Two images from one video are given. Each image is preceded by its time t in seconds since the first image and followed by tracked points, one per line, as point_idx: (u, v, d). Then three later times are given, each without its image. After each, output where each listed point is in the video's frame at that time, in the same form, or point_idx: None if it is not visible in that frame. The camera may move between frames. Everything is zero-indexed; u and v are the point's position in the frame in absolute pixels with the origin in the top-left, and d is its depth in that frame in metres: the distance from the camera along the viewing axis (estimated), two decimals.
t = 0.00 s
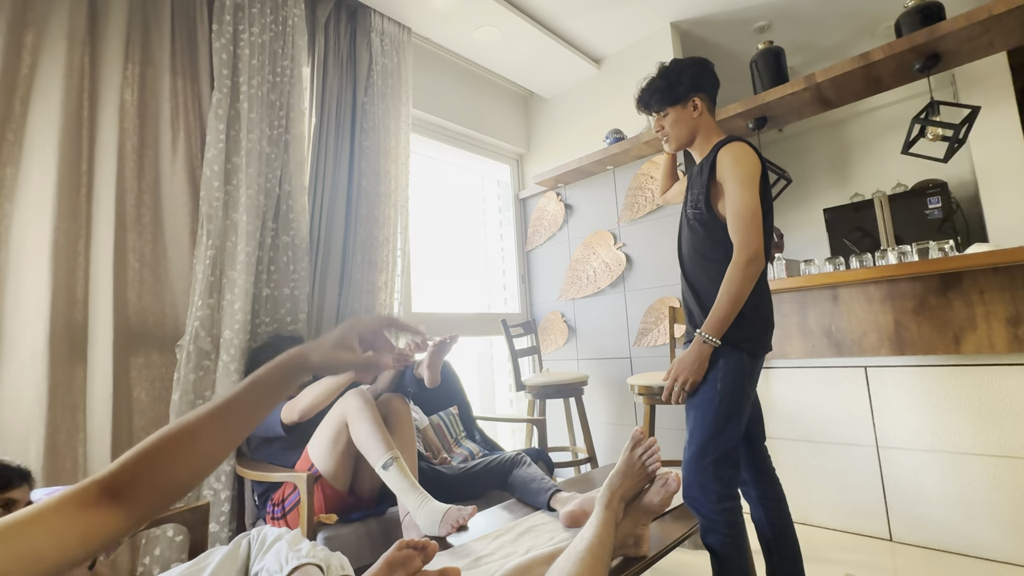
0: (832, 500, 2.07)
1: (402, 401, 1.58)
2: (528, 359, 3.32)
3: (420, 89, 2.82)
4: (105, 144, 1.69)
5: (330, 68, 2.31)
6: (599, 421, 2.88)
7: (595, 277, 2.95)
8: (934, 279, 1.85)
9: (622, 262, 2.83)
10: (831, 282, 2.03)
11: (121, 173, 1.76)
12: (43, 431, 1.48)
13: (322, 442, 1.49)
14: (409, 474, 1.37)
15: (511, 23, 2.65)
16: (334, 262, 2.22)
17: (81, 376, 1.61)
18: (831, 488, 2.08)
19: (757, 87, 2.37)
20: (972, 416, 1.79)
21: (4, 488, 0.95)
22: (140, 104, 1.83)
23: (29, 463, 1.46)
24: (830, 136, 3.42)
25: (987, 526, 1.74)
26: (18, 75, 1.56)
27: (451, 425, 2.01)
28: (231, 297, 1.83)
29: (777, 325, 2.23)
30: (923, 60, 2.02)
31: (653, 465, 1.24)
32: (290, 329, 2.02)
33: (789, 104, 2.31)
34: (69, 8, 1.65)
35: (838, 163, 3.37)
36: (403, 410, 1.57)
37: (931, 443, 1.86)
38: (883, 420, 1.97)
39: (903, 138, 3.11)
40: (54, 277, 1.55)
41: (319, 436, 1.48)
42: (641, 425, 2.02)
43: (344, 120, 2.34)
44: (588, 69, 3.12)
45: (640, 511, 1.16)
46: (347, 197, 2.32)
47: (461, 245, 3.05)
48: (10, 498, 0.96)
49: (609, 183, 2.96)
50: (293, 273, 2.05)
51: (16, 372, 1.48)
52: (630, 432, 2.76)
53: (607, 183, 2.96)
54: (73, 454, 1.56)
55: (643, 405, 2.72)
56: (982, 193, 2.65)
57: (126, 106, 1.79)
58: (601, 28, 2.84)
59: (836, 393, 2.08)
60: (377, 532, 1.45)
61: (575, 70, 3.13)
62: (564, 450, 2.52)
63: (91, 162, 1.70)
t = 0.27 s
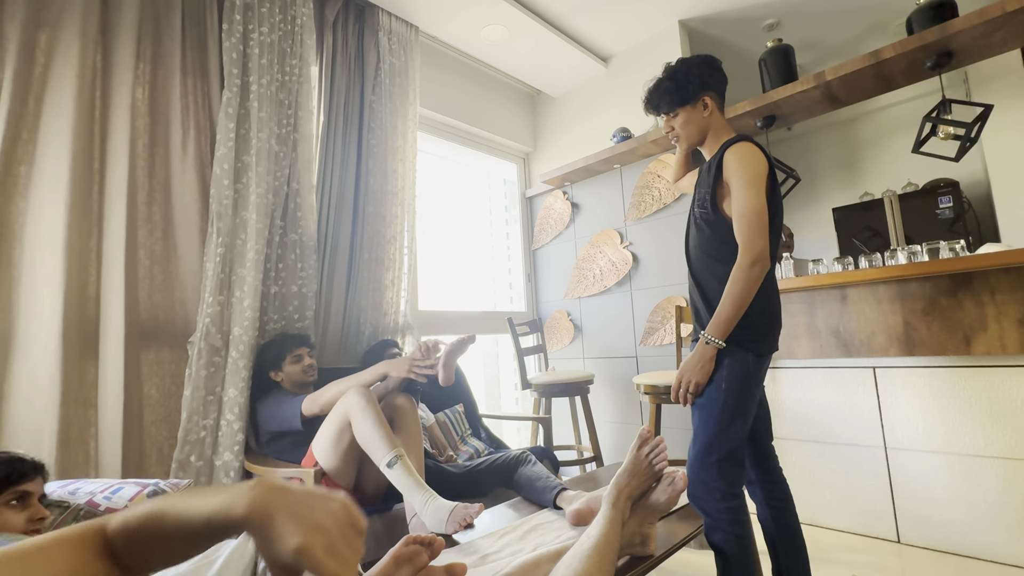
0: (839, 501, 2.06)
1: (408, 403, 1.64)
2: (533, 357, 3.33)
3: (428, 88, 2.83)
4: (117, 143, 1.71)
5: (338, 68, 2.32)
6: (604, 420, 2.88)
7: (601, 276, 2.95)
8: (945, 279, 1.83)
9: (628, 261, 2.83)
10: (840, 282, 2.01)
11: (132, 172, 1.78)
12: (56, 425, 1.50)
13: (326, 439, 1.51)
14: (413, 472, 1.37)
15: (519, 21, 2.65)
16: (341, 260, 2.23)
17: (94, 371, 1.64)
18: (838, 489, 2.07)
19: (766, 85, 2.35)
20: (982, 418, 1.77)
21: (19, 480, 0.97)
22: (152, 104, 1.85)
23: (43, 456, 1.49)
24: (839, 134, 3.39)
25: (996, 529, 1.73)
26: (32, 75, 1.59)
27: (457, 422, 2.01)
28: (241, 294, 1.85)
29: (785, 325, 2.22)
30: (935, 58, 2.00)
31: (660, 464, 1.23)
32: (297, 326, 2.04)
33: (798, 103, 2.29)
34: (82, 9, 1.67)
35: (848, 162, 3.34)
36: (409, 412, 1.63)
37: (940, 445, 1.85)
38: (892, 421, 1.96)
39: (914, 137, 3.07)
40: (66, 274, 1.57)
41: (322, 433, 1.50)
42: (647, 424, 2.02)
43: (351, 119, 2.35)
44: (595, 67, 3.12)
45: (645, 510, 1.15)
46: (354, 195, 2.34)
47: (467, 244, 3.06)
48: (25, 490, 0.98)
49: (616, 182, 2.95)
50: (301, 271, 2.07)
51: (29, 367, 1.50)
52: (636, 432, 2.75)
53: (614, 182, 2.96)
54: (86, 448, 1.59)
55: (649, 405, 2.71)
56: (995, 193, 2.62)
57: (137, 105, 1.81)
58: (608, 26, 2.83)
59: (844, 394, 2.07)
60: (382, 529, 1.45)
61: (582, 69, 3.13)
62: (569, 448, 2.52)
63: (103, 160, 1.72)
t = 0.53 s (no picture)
0: (845, 502, 2.05)
1: (413, 400, 1.65)
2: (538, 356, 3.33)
3: (434, 87, 2.83)
4: (127, 140, 1.73)
5: (345, 66, 2.33)
6: (609, 419, 2.88)
7: (606, 275, 2.95)
8: (954, 280, 1.82)
9: (634, 260, 2.82)
10: (847, 282, 2.00)
11: (141, 170, 1.79)
12: (66, 420, 1.52)
13: (333, 436, 1.51)
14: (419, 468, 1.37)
15: (525, 20, 2.65)
16: (347, 259, 2.24)
17: (103, 367, 1.65)
18: (844, 491, 2.06)
19: (773, 84, 2.34)
20: (991, 421, 1.76)
21: (30, 474, 0.98)
22: (161, 102, 1.86)
23: (53, 450, 1.51)
24: (847, 134, 3.37)
25: (1004, 532, 1.71)
26: (44, 73, 1.60)
27: (462, 421, 2.05)
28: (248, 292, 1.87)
29: (791, 325, 2.21)
30: (946, 57, 1.98)
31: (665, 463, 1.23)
32: (304, 323, 2.05)
33: (805, 102, 2.28)
34: (93, 8, 1.68)
35: (856, 162, 3.32)
36: (414, 409, 1.62)
37: (947, 447, 1.83)
38: (899, 423, 1.94)
39: (923, 137, 3.04)
40: (77, 270, 1.59)
41: (330, 430, 1.51)
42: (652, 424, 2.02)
43: (358, 117, 2.36)
44: (601, 66, 3.12)
45: (651, 509, 1.15)
46: (360, 195, 2.34)
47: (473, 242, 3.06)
48: (36, 483, 1.00)
49: (622, 181, 2.95)
50: (308, 268, 2.08)
51: (40, 363, 1.52)
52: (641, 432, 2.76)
53: (620, 181, 2.95)
54: (95, 443, 1.61)
55: (654, 405, 2.71)
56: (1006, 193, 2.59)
57: (146, 103, 1.83)
58: (615, 25, 2.83)
59: (851, 395, 2.06)
60: (386, 526, 1.46)
61: (588, 68, 3.12)
62: (573, 447, 2.52)
63: (113, 158, 1.74)
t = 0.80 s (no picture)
0: (849, 503, 2.04)
1: (416, 394, 1.64)
2: (542, 355, 3.33)
3: (440, 85, 2.83)
4: (135, 137, 1.74)
5: (351, 65, 2.33)
6: (613, 419, 2.87)
7: (610, 274, 2.94)
8: (962, 281, 1.80)
9: (638, 260, 2.82)
10: (854, 283, 1.99)
11: (148, 167, 1.81)
12: (74, 414, 1.53)
13: (339, 431, 1.54)
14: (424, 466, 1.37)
15: (531, 18, 2.65)
16: (352, 257, 2.25)
17: (110, 362, 1.67)
18: (848, 492, 2.05)
19: (780, 83, 2.33)
20: (998, 423, 1.75)
21: (39, 467, 0.99)
22: (168, 99, 1.88)
23: (62, 444, 1.52)
24: (854, 134, 3.35)
25: (1010, 535, 1.70)
26: (54, 70, 1.61)
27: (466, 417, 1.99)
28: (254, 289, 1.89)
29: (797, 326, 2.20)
30: (955, 56, 1.96)
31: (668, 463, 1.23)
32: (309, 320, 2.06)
33: (812, 101, 2.27)
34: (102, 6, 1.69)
35: (863, 162, 3.29)
36: (415, 403, 1.62)
37: (953, 449, 1.82)
38: (904, 424, 1.93)
39: (932, 136, 3.02)
40: (85, 266, 1.60)
41: (336, 426, 1.53)
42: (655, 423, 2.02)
43: (364, 115, 2.36)
44: (607, 65, 3.11)
45: (655, 508, 1.14)
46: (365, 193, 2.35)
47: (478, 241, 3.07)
48: (45, 476, 1.01)
49: (627, 181, 2.94)
50: (313, 266, 2.09)
51: (48, 358, 1.53)
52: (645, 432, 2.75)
53: (625, 180, 2.95)
54: (102, 438, 1.62)
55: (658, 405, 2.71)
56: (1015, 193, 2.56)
57: (154, 101, 1.84)
58: (621, 24, 2.82)
59: (856, 395, 2.05)
60: (391, 521, 1.46)
61: (594, 66, 3.12)
62: (577, 446, 2.52)
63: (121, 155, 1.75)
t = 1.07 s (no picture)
0: (850, 505, 2.04)
1: (418, 393, 1.66)
2: (543, 355, 3.34)
3: (442, 85, 2.84)
4: (138, 135, 1.74)
5: (354, 63, 2.34)
6: (614, 419, 2.87)
7: (611, 275, 2.94)
8: (964, 283, 1.80)
9: (640, 260, 2.82)
10: (856, 284, 1.98)
11: (151, 165, 1.81)
12: (76, 411, 1.54)
13: (339, 430, 1.54)
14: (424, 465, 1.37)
15: (533, 18, 2.65)
16: (353, 255, 2.25)
17: (113, 359, 1.67)
18: (848, 493, 2.05)
19: (783, 84, 2.33)
20: (999, 426, 1.74)
21: (42, 463, 1.00)
22: (171, 97, 1.88)
23: (64, 441, 1.53)
24: (857, 135, 3.34)
25: (1010, 538, 1.70)
26: (57, 67, 1.62)
27: (466, 417, 1.99)
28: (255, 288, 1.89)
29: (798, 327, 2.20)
30: (958, 58, 1.96)
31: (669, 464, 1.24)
32: (311, 319, 2.06)
33: (815, 102, 2.27)
34: (105, 4, 1.70)
35: (866, 163, 3.29)
36: (417, 402, 1.63)
37: (954, 451, 1.82)
38: (905, 426, 1.93)
39: (935, 138, 3.01)
40: (88, 263, 1.61)
41: (337, 425, 1.54)
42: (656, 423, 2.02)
43: (366, 114, 2.37)
44: (609, 65, 3.11)
45: (656, 508, 1.14)
46: (367, 192, 2.35)
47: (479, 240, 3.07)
48: (47, 472, 1.01)
49: (629, 181, 2.94)
50: (315, 265, 2.09)
51: (51, 354, 1.54)
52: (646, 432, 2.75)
53: (627, 180, 2.95)
54: (104, 435, 1.63)
55: (658, 405, 2.71)
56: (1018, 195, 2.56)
57: (157, 98, 1.84)
58: (623, 24, 2.82)
59: (857, 397, 2.05)
60: (392, 520, 1.46)
61: (596, 66, 3.12)
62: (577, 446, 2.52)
63: (124, 153, 1.76)
